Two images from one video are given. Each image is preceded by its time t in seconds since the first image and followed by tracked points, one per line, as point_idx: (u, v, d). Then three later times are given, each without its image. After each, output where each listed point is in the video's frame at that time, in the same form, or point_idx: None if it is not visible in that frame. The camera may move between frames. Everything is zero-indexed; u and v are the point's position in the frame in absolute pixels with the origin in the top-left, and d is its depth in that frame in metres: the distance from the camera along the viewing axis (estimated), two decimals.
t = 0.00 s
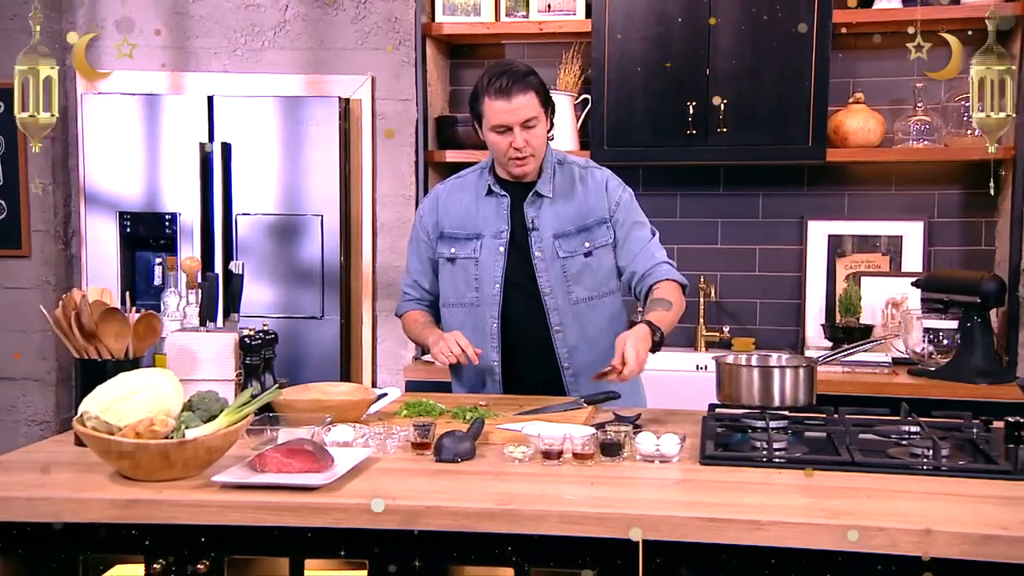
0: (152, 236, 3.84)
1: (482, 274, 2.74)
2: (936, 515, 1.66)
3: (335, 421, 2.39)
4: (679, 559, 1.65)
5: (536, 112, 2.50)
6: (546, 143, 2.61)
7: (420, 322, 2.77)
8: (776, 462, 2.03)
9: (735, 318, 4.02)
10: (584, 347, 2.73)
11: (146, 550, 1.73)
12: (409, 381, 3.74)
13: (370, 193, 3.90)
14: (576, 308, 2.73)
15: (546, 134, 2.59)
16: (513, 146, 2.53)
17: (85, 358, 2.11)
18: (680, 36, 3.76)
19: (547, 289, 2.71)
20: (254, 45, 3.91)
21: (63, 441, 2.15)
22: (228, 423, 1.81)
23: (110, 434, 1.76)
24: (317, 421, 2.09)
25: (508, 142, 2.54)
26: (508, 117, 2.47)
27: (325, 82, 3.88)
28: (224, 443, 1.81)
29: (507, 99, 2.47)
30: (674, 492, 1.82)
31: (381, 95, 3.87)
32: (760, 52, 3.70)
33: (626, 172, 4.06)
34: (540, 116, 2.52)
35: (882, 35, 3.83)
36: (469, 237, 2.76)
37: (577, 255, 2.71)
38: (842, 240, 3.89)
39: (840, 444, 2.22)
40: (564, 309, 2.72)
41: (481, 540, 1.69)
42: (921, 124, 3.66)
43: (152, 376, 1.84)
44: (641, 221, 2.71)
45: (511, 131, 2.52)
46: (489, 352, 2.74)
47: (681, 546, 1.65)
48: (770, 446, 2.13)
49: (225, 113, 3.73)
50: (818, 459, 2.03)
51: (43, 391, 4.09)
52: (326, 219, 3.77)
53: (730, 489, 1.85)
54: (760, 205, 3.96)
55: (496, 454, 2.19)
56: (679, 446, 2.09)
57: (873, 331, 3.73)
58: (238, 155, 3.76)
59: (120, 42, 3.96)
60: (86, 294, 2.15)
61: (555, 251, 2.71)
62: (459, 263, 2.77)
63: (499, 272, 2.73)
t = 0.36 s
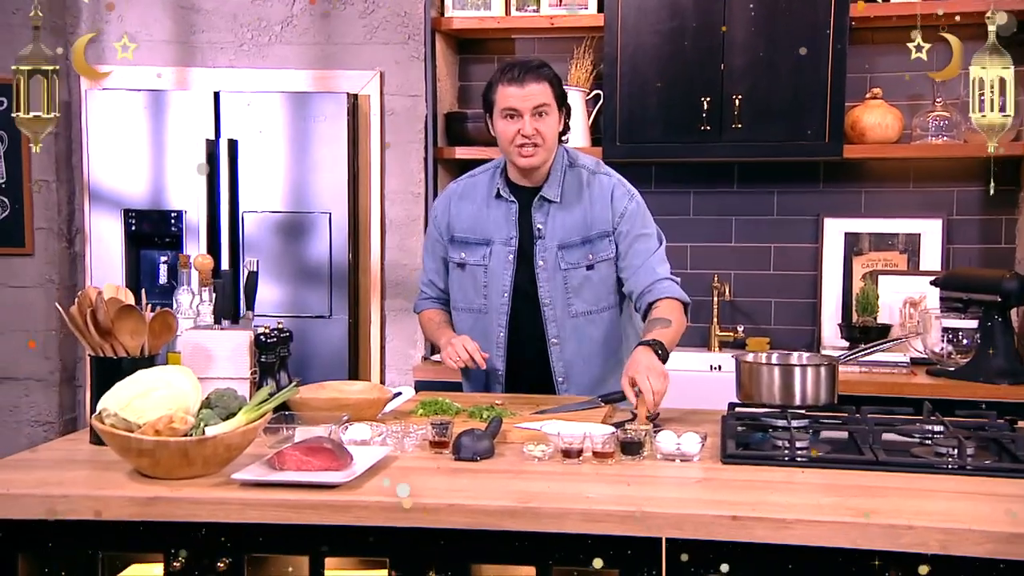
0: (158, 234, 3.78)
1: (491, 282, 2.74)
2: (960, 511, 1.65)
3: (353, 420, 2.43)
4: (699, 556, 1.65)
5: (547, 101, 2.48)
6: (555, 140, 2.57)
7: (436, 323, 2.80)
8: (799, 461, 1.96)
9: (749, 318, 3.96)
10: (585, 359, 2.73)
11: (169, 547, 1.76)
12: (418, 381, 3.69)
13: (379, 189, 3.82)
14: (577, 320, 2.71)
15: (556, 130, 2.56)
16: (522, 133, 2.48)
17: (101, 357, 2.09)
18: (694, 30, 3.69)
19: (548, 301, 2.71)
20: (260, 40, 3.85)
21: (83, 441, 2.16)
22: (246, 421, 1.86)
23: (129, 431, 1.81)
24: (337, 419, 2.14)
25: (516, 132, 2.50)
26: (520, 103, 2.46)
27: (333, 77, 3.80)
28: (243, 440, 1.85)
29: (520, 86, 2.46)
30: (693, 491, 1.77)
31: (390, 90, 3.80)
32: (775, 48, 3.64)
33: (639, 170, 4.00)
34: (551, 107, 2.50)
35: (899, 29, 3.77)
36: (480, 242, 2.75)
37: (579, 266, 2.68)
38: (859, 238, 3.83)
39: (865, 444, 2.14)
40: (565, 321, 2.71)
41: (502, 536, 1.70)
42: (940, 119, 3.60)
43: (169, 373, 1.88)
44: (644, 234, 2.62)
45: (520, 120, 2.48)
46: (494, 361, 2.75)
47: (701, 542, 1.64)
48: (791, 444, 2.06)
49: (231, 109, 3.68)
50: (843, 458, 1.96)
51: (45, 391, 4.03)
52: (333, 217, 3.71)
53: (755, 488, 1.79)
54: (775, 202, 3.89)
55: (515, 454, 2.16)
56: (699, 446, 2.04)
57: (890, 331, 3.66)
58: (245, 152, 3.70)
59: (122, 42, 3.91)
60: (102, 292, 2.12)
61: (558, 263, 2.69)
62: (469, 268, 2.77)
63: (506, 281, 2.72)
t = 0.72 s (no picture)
0: (146, 231, 3.67)
1: (515, 276, 2.64)
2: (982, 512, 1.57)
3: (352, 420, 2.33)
4: (711, 560, 1.56)
5: (582, 87, 2.50)
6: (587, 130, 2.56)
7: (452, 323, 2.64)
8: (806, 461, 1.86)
9: (753, 317, 3.87)
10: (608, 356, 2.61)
11: (157, 550, 1.66)
12: (412, 381, 3.59)
13: (373, 184, 3.72)
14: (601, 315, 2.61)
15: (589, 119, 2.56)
16: (556, 114, 2.48)
17: (92, 355, 1.99)
18: (696, 22, 3.61)
19: (572, 293, 2.61)
20: (250, 32, 3.75)
21: (71, 441, 2.08)
22: (242, 420, 1.82)
23: (122, 431, 1.76)
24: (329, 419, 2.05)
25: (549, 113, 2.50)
26: (555, 83, 2.48)
27: (326, 70, 3.71)
28: (240, 440, 1.81)
29: (556, 68, 2.49)
30: (698, 490, 1.68)
31: (384, 84, 3.70)
32: (778, 40, 3.56)
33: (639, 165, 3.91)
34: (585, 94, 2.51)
35: (905, 21, 3.70)
36: (503, 235, 2.65)
37: (608, 259, 2.60)
38: (864, 235, 3.75)
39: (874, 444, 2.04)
40: (589, 315, 2.61)
41: (503, 537, 1.61)
42: (947, 113, 3.52)
43: (169, 372, 1.83)
44: (677, 231, 2.59)
45: (555, 101, 2.48)
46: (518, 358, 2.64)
47: (713, 542, 1.56)
48: (798, 444, 1.96)
49: (221, 103, 3.58)
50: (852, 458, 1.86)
51: (29, 393, 3.92)
52: (326, 213, 3.60)
53: (758, 487, 1.71)
54: (778, 198, 3.81)
55: (516, 454, 2.07)
56: (704, 445, 1.95)
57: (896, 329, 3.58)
58: (235, 147, 3.59)
59: (122, 42, 3.80)
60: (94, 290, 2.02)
61: (585, 254, 2.61)
62: (492, 262, 2.66)
63: (532, 273, 2.62)
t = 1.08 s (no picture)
0: (107, 228, 3.52)
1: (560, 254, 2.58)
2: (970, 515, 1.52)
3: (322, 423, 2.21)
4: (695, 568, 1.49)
5: (629, 71, 2.40)
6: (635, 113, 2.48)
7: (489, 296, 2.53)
8: (789, 463, 1.80)
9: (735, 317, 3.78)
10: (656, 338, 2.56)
11: (112, 561, 1.57)
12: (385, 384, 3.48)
13: (344, 181, 3.61)
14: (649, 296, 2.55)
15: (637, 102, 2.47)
16: (601, 99, 2.40)
17: (49, 356, 1.87)
18: (676, 15, 3.52)
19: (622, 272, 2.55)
20: (217, 23, 3.62)
21: (25, 445, 1.97)
22: (207, 424, 1.73)
23: (81, 435, 1.67)
24: (301, 422, 1.97)
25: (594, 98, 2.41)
26: (602, 68, 2.38)
27: (296, 63, 3.59)
28: (204, 445, 1.71)
29: (604, 52, 2.40)
30: (679, 495, 1.61)
31: (356, 77, 3.59)
32: (760, 33, 3.48)
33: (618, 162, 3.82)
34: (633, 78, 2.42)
35: (889, 15, 3.63)
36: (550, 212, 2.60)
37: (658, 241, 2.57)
38: (848, 234, 3.68)
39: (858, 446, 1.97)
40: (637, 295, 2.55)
41: (474, 546, 1.53)
42: (932, 109, 3.45)
43: (128, 374, 1.76)
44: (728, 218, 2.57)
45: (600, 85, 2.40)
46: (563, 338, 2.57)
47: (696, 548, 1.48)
48: (780, 447, 1.91)
49: (186, 97, 3.44)
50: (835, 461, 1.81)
51: None
52: (296, 211, 3.48)
53: (739, 490, 1.67)
54: (761, 195, 3.73)
55: (491, 457, 1.98)
56: (684, 447, 1.88)
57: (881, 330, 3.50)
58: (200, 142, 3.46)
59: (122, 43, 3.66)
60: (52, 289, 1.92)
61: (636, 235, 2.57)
62: (536, 238, 2.60)
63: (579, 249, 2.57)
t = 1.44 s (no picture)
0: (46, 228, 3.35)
1: (588, 262, 2.59)
2: (925, 523, 1.50)
3: (266, 430, 2.06)
4: None
5: (664, 65, 2.49)
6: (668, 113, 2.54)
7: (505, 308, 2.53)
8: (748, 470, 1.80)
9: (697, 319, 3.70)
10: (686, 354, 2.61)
11: None
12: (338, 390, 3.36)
13: (296, 180, 3.48)
14: (681, 311, 2.60)
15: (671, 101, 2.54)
16: (638, 89, 2.47)
17: None
18: (638, 11, 3.44)
19: (655, 287, 2.57)
20: (161, 14, 3.48)
21: None
22: (143, 432, 1.61)
23: (7, 446, 1.57)
24: (246, 428, 1.87)
25: (631, 88, 2.48)
26: (640, 58, 2.47)
27: (244, 57, 3.47)
28: (139, 455, 1.61)
29: (641, 44, 2.49)
30: (634, 511, 1.54)
31: (307, 72, 3.47)
32: (724, 29, 3.40)
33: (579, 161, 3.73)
34: (668, 74, 2.50)
35: (855, 12, 3.58)
36: (576, 219, 2.60)
37: (692, 254, 2.60)
38: (812, 234, 3.61)
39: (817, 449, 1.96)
40: (669, 310, 2.59)
41: (426, 556, 1.57)
42: (897, 107, 3.40)
43: (59, 381, 1.65)
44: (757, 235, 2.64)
45: (637, 77, 2.48)
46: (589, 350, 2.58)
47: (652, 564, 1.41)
48: (739, 451, 1.88)
49: (128, 90, 3.28)
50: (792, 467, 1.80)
51: None
52: (245, 210, 3.35)
53: (701, 496, 1.66)
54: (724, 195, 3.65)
55: (442, 465, 1.90)
56: (641, 454, 1.85)
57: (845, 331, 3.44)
58: (145, 137, 3.31)
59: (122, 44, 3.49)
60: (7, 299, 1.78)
61: (670, 248, 2.59)
62: (562, 246, 2.61)
63: (609, 258, 2.58)
